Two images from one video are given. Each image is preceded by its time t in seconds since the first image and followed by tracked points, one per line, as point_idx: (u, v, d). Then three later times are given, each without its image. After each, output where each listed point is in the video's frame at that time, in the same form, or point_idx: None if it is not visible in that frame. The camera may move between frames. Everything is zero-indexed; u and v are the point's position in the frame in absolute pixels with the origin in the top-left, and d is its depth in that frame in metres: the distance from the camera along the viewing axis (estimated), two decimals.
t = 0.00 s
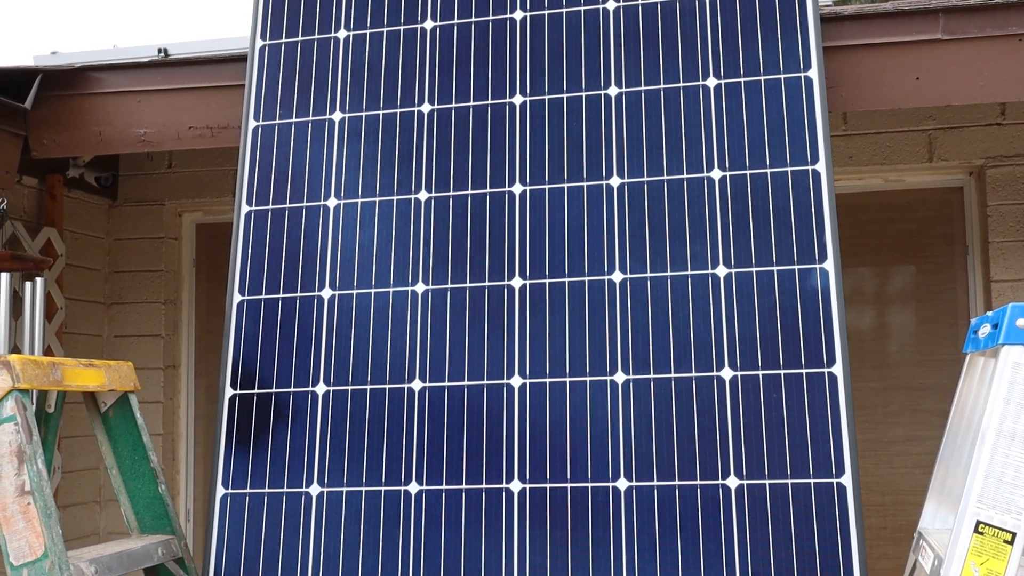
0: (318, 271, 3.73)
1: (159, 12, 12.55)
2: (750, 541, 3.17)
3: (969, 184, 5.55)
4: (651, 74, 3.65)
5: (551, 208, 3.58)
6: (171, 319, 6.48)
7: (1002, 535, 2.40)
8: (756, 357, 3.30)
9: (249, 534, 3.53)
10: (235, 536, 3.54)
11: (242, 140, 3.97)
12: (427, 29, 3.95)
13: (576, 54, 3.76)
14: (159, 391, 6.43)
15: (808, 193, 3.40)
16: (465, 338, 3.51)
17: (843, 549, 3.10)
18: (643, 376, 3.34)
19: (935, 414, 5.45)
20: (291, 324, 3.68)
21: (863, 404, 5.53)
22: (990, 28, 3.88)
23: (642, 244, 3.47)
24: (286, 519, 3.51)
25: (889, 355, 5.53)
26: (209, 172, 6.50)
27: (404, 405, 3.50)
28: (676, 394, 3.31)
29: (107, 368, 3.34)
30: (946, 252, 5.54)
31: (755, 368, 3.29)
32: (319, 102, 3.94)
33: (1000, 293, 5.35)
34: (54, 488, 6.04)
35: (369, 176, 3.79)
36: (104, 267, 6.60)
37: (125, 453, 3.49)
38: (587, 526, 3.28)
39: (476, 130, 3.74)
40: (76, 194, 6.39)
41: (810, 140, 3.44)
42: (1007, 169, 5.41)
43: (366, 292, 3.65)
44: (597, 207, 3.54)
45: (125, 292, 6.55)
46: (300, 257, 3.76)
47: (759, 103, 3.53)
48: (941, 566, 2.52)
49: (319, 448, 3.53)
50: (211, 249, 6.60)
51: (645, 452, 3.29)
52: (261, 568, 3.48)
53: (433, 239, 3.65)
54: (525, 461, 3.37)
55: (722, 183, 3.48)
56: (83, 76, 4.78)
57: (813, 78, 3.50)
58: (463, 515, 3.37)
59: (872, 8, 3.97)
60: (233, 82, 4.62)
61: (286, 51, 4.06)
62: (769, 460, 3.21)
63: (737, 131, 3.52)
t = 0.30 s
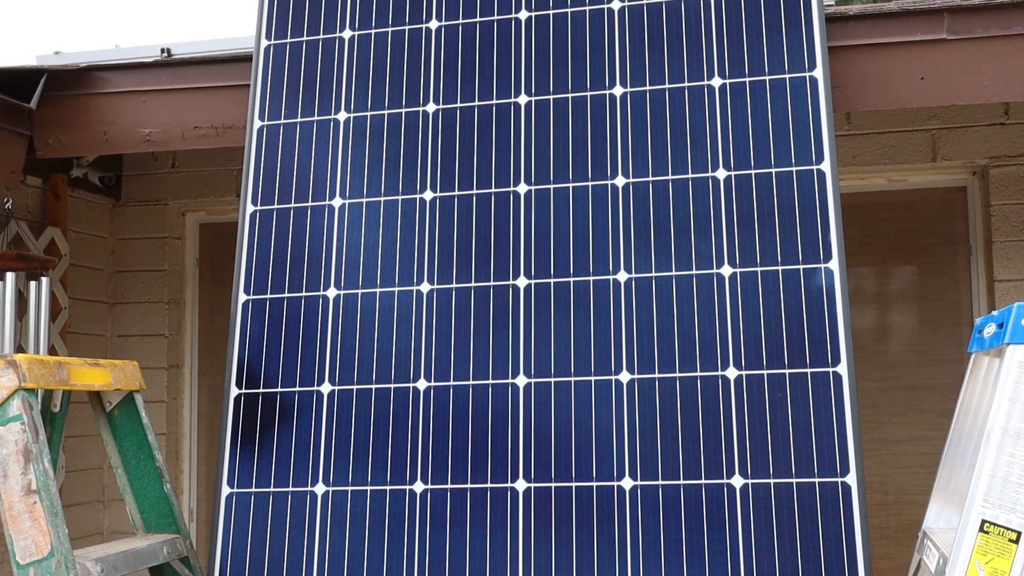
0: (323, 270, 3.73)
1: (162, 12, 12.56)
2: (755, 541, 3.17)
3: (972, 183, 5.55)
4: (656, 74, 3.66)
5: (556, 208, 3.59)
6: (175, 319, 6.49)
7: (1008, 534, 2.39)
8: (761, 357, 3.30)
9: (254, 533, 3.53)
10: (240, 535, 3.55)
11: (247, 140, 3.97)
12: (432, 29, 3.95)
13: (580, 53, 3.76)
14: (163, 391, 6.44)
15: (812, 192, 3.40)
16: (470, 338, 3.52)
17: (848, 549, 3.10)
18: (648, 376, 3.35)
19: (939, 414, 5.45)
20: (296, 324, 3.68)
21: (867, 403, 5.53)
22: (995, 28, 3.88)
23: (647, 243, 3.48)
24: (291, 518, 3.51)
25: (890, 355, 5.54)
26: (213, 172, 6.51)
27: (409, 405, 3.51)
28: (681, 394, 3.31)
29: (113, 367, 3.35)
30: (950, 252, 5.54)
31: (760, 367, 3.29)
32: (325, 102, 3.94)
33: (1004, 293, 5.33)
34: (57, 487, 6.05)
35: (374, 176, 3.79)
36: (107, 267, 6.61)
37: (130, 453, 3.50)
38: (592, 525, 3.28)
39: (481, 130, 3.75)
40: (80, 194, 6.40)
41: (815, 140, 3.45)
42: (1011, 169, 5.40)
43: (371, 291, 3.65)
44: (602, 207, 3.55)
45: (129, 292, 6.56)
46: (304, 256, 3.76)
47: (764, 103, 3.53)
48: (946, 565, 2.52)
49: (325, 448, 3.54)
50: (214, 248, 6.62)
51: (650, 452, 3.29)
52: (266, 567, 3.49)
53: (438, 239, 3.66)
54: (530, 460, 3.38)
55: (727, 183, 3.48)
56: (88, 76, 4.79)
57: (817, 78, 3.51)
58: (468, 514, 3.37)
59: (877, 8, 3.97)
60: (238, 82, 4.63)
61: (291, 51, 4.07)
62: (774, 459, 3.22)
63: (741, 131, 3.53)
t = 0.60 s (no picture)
0: (324, 271, 3.73)
1: (166, 13, 12.57)
2: (755, 542, 3.17)
3: (976, 184, 5.53)
4: (657, 74, 3.65)
5: (557, 208, 3.58)
6: (178, 319, 6.50)
7: (1008, 535, 2.38)
8: (761, 357, 3.30)
9: (255, 533, 3.54)
10: (241, 534, 3.55)
11: (248, 141, 3.98)
12: (433, 30, 3.95)
13: (581, 53, 3.76)
14: (166, 392, 6.45)
15: (813, 192, 3.39)
16: (470, 338, 3.52)
17: (848, 550, 3.09)
18: (648, 376, 3.34)
19: (942, 415, 5.43)
20: (297, 324, 3.69)
21: (870, 404, 5.52)
22: (997, 28, 3.87)
23: (647, 243, 3.47)
24: (292, 519, 3.51)
25: (895, 356, 5.52)
26: (216, 173, 6.52)
27: (410, 405, 3.50)
28: (682, 394, 3.31)
29: (114, 368, 3.35)
30: (954, 253, 5.53)
31: (761, 368, 3.29)
32: (326, 103, 3.95)
33: (1008, 293, 5.32)
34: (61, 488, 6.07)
35: (375, 177, 3.80)
36: (111, 268, 6.62)
37: (131, 453, 3.50)
38: (592, 526, 3.28)
39: (481, 130, 3.75)
40: (84, 195, 6.42)
41: (815, 140, 3.44)
42: (1015, 169, 5.38)
43: (372, 292, 3.65)
44: (602, 207, 3.54)
45: (133, 293, 6.57)
46: (305, 257, 3.76)
47: (765, 102, 3.53)
48: (946, 566, 2.51)
49: (326, 448, 3.54)
50: (218, 249, 6.63)
51: (650, 453, 3.29)
52: (267, 568, 3.49)
53: (439, 239, 3.66)
54: (529, 461, 3.37)
55: (728, 183, 3.48)
56: (91, 78, 4.81)
57: (818, 78, 3.50)
58: (468, 515, 3.37)
59: (878, 7, 3.96)
60: (239, 83, 4.64)
61: (292, 52, 4.07)
62: (774, 460, 3.21)
63: (742, 131, 3.52)
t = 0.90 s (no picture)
0: (325, 271, 3.75)
1: (168, 12, 12.59)
2: (754, 542, 3.18)
3: (978, 184, 5.53)
4: (657, 75, 3.66)
5: (557, 208, 3.59)
6: (181, 319, 6.53)
7: (1006, 535, 2.38)
8: (761, 358, 3.30)
9: (256, 532, 3.56)
10: (243, 533, 3.57)
11: (250, 142, 3.99)
12: (434, 30, 3.96)
13: (582, 54, 3.76)
14: (170, 391, 6.48)
15: (813, 193, 3.40)
16: (471, 338, 3.53)
17: (848, 550, 3.10)
18: (648, 376, 3.35)
19: (944, 414, 5.43)
20: (299, 324, 3.70)
21: (871, 404, 5.52)
22: (997, 28, 3.87)
23: (647, 244, 3.48)
24: (294, 519, 3.53)
25: (899, 356, 5.52)
26: (219, 173, 6.54)
27: (411, 405, 3.52)
28: (682, 394, 3.32)
29: (117, 368, 3.37)
30: (956, 253, 5.53)
31: (760, 368, 3.29)
32: (327, 104, 3.96)
33: (1011, 293, 5.32)
34: (65, 487, 6.09)
35: (376, 178, 3.81)
36: (115, 268, 6.65)
37: (134, 452, 3.52)
38: (593, 526, 3.29)
39: (482, 132, 3.76)
40: (88, 195, 6.44)
41: (815, 141, 3.45)
42: (1017, 169, 5.38)
43: (373, 293, 3.66)
44: (602, 207, 3.56)
45: (136, 293, 6.59)
46: (307, 258, 3.78)
47: (765, 103, 3.53)
48: (944, 566, 2.52)
49: (327, 448, 3.55)
50: (221, 250, 6.65)
51: (650, 452, 3.30)
52: (269, 567, 3.51)
53: (440, 240, 3.67)
54: (530, 461, 3.39)
55: (728, 183, 3.49)
56: (93, 78, 4.83)
57: (818, 79, 3.50)
58: (469, 515, 3.39)
59: (879, 8, 3.96)
60: (241, 84, 4.66)
61: (294, 54, 4.09)
62: (774, 460, 3.22)
63: (742, 131, 3.53)
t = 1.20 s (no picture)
0: (326, 271, 3.75)
1: (169, 12, 12.60)
2: (754, 543, 3.18)
3: (979, 184, 5.53)
4: (657, 75, 3.66)
5: (558, 209, 3.59)
6: (183, 320, 6.53)
7: (1005, 535, 2.39)
8: (761, 358, 3.30)
9: (257, 531, 3.56)
10: (243, 533, 3.57)
11: (251, 142, 3.99)
12: (434, 31, 3.97)
13: (582, 55, 3.77)
14: (171, 392, 6.48)
15: (813, 194, 3.40)
16: (471, 339, 3.53)
17: (848, 550, 3.10)
18: (649, 376, 3.35)
19: (945, 415, 5.43)
20: (300, 324, 3.71)
21: (872, 404, 5.52)
22: (998, 28, 3.87)
23: (647, 245, 3.48)
24: (294, 519, 3.53)
25: (901, 357, 5.52)
26: (220, 174, 6.54)
27: (411, 405, 3.52)
28: (682, 394, 3.32)
29: (117, 368, 3.37)
30: (957, 253, 5.53)
31: (761, 369, 3.29)
32: (328, 105, 3.96)
33: (1012, 293, 5.31)
34: (67, 487, 6.10)
35: (377, 178, 3.81)
36: (117, 269, 6.65)
37: (135, 452, 3.52)
38: (593, 526, 3.29)
39: (483, 132, 3.76)
40: (89, 196, 6.45)
41: (816, 141, 3.45)
42: (1018, 169, 5.38)
43: (374, 293, 3.67)
44: (602, 207, 3.56)
45: (137, 293, 6.60)
46: (307, 258, 3.78)
47: (766, 104, 3.53)
48: (943, 566, 2.52)
49: (328, 448, 3.56)
50: (222, 250, 6.66)
51: (650, 452, 3.30)
52: (269, 567, 3.51)
53: (440, 241, 3.67)
54: (530, 461, 3.39)
55: (728, 184, 3.49)
56: (94, 79, 4.84)
57: (819, 79, 3.50)
58: (469, 515, 3.39)
59: (879, 8, 3.97)
60: (242, 84, 4.66)
61: (294, 54, 4.09)
62: (774, 461, 3.22)
63: (742, 131, 3.53)
